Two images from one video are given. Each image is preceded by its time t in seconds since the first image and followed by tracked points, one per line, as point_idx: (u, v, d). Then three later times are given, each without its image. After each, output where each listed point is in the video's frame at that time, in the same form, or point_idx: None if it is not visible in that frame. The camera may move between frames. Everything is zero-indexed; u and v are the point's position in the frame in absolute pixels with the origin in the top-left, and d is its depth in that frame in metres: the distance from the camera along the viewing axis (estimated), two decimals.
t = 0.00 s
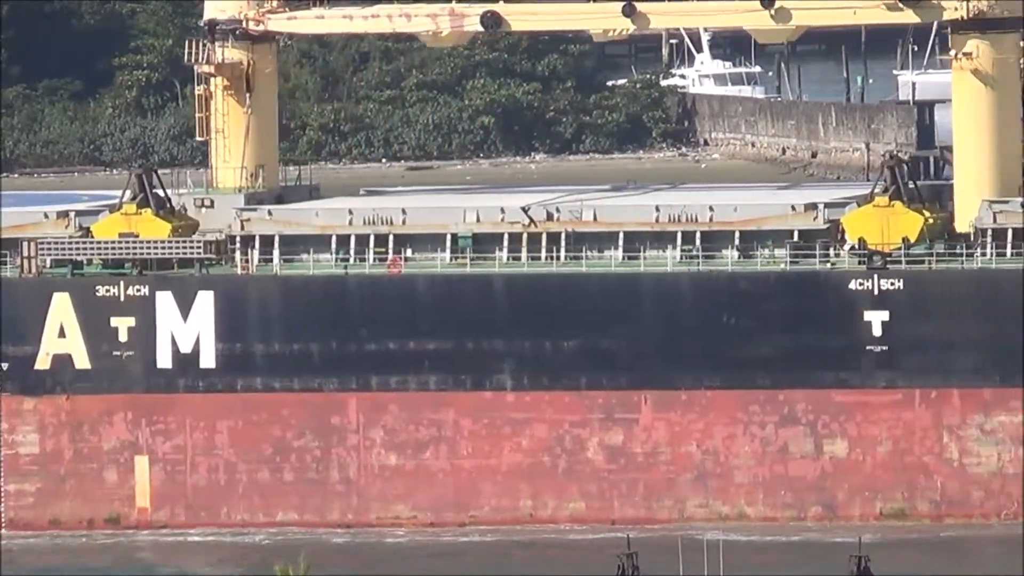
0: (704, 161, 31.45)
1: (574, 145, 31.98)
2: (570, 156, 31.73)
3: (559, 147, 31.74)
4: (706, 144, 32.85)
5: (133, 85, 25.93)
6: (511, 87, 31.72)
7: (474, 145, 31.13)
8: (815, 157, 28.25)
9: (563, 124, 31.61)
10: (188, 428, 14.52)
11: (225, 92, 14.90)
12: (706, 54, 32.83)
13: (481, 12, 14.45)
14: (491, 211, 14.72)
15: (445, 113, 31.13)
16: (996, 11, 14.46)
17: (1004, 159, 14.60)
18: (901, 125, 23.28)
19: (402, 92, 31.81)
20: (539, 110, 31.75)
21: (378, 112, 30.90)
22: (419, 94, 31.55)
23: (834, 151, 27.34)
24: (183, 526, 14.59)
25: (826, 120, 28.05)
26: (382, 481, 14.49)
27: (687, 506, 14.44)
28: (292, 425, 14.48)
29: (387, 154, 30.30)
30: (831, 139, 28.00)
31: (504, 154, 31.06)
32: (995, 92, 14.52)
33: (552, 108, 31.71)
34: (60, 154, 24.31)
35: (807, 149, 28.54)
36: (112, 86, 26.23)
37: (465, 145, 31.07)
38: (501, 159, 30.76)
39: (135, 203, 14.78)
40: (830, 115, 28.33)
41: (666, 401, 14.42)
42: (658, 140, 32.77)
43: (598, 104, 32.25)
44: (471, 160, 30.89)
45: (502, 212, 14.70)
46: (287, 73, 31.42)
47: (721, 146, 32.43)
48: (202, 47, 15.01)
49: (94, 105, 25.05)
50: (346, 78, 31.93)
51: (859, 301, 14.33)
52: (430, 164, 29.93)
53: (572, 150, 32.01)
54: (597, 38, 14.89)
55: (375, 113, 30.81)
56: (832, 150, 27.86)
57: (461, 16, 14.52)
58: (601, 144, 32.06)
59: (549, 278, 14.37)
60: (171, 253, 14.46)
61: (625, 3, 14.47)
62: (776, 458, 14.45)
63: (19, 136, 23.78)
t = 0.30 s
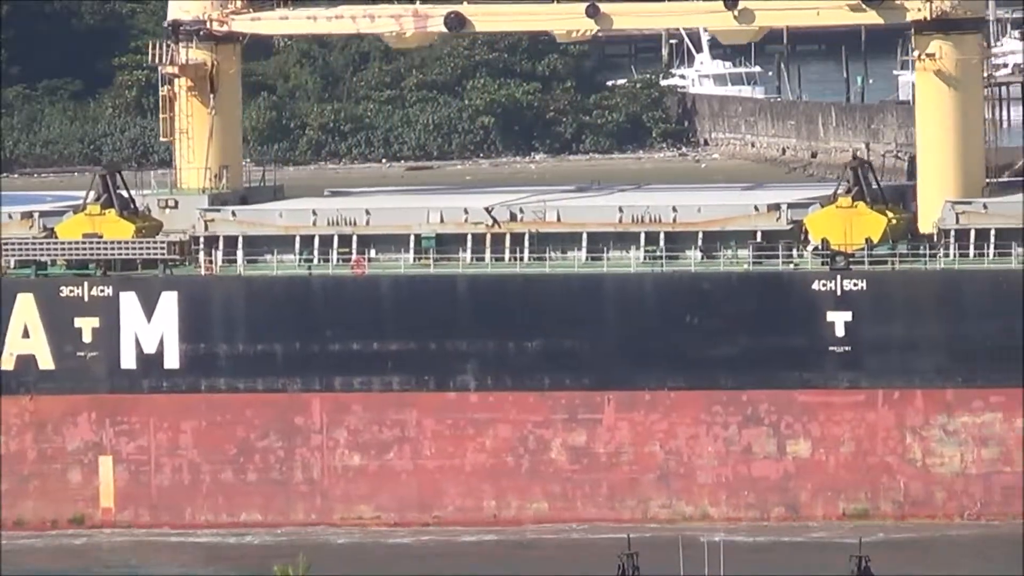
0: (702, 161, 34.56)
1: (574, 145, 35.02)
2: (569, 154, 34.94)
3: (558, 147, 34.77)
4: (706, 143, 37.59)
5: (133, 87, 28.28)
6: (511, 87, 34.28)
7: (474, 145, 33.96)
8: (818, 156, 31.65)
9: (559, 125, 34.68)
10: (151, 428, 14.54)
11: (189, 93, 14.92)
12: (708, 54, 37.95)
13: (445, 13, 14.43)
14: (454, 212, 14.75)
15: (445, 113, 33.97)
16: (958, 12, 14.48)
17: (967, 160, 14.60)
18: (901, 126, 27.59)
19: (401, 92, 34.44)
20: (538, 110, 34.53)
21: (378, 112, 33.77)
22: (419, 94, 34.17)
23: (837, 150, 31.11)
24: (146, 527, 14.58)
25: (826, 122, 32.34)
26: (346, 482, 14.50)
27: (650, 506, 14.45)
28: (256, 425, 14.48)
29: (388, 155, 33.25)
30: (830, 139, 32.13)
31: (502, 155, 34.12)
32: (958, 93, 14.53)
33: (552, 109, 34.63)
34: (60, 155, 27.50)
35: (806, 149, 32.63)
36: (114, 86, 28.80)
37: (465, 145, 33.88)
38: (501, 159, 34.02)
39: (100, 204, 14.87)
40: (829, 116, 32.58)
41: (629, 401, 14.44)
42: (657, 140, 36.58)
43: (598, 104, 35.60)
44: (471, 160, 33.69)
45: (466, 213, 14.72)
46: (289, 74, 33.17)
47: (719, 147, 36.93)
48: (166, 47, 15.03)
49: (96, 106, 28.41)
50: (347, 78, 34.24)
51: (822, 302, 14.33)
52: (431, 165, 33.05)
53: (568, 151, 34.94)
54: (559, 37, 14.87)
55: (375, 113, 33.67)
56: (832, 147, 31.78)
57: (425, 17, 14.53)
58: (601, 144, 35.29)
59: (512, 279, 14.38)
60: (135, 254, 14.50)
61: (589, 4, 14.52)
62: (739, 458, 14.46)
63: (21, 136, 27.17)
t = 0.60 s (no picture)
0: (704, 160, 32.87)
1: (575, 145, 33.46)
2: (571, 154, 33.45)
3: (560, 147, 33.19)
4: (706, 143, 35.88)
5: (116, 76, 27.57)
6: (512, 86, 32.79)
7: (474, 144, 32.34)
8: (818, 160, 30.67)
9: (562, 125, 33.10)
10: (115, 428, 14.56)
11: (153, 94, 14.94)
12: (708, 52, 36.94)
13: (409, 14, 14.45)
14: (418, 212, 14.76)
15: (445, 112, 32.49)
16: (922, 13, 14.47)
17: (931, 161, 14.62)
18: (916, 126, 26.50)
19: (401, 92, 32.85)
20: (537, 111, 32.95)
21: (378, 112, 32.37)
22: (418, 94, 32.63)
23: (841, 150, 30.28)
24: (110, 527, 14.61)
25: (826, 122, 30.92)
26: (310, 482, 14.50)
27: (613, 507, 14.46)
28: (220, 425, 14.49)
29: (387, 155, 31.84)
30: (831, 138, 30.80)
31: (503, 155, 32.44)
32: (921, 93, 14.55)
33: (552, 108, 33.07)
34: (60, 154, 26.88)
35: (808, 148, 31.09)
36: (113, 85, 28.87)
37: (465, 146, 32.31)
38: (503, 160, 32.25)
39: (63, 206, 14.87)
40: (830, 116, 31.16)
41: (592, 402, 14.45)
42: (657, 141, 34.53)
43: (598, 104, 34.01)
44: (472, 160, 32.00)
45: (429, 214, 14.73)
46: (289, 74, 32.06)
47: (718, 148, 35.17)
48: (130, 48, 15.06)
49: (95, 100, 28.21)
50: (346, 78, 32.96)
51: (785, 301, 14.36)
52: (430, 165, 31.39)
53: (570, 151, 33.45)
54: (526, 40, 14.78)
55: (375, 113, 32.25)
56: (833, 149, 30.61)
57: (389, 18, 14.55)
58: (601, 144, 33.59)
59: (476, 280, 14.40)
60: (98, 254, 14.54)
61: (552, 4, 14.49)
62: (703, 459, 14.47)
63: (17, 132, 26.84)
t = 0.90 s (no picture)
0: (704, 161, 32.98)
1: (575, 145, 33.32)
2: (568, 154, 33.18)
3: (559, 147, 33.06)
4: (706, 144, 35.55)
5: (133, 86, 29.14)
6: (511, 87, 33.02)
7: (474, 144, 32.46)
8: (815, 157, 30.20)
9: (562, 125, 33.09)
10: (79, 429, 14.58)
11: (117, 94, 14.97)
12: (708, 52, 37.17)
13: (373, 14, 14.50)
14: (381, 213, 14.78)
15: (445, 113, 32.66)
16: (885, 14, 14.47)
17: (895, 162, 14.63)
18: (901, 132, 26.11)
19: (401, 92, 33.43)
20: (538, 111, 33.06)
21: (378, 112, 32.67)
22: (418, 94, 33.12)
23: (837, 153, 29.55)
24: (74, 528, 14.63)
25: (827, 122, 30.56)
26: (274, 483, 14.51)
27: (577, 507, 14.46)
28: (183, 426, 14.51)
29: (387, 155, 32.05)
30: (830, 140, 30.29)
31: (503, 155, 32.58)
32: (885, 94, 14.57)
33: (553, 108, 33.10)
34: (59, 154, 26.65)
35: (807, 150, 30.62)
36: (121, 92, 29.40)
37: (465, 145, 32.43)
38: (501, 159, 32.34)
39: (28, 206, 15.00)
40: (830, 117, 30.91)
41: (555, 402, 14.46)
42: (657, 140, 34.60)
43: (597, 105, 34.08)
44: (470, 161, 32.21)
45: (393, 214, 14.74)
46: (289, 74, 32.79)
47: (719, 147, 34.93)
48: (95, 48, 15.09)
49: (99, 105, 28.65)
50: (346, 79, 33.42)
51: (748, 302, 14.37)
52: (429, 164, 31.56)
53: (570, 150, 33.21)
54: (488, 41, 14.81)
55: (375, 113, 32.56)
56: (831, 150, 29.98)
57: (354, 19, 14.57)
58: (601, 145, 33.56)
59: (439, 280, 14.43)
60: (61, 255, 14.54)
61: (516, 5, 14.49)
62: (666, 459, 14.48)
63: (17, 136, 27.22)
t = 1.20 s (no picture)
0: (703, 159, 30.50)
1: (575, 145, 31.16)
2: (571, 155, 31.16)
3: (559, 148, 31.03)
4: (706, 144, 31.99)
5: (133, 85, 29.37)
6: (510, 86, 31.08)
7: (474, 145, 30.62)
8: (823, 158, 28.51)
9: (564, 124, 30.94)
10: (43, 430, 14.63)
11: (81, 94, 15.05)
12: (708, 52, 33.71)
13: (336, 15, 14.50)
14: (345, 214, 14.83)
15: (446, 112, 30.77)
16: (849, 14, 14.46)
17: (859, 162, 14.65)
18: (900, 122, 23.22)
19: (402, 92, 31.51)
20: (540, 111, 30.99)
21: (378, 112, 30.80)
22: (418, 94, 31.29)
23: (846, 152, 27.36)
24: (39, 528, 14.67)
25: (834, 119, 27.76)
26: (238, 483, 14.52)
27: (540, 507, 14.46)
28: (147, 426, 14.54)
29: (387, 155, 30.12)
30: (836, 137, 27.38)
31: (504, 155, 30.62)
32: (849, 94, 14.58)
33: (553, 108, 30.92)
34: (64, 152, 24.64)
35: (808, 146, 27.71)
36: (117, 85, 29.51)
37: (465, 145, 30.61)
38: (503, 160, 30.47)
39: None
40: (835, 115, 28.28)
41: (518, 403, 14.46)
42: (657, 141, 31.64)
43: (598, 105, 31.46)
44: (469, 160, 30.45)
45: (356, 215, 14.78)
46: (289, 74, 31.33)
47: (719, 147, 31.39)
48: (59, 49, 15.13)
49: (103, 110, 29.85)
50: (347, 79, 31.78)
51: (711, 302, 14.38)
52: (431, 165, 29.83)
53: (574, 151, 31.18)
54: (452, 41, 14.85)
55: (376, 113, 30.72)
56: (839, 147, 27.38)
57: (317, 20, 14.58)
58: (601, 145, 31.13)
59: (403, 280, 14.44)
60: (26, 255, 14.66)
61: (479, 5, 14.50)
62: (629, 460, 14.47)
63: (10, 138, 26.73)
